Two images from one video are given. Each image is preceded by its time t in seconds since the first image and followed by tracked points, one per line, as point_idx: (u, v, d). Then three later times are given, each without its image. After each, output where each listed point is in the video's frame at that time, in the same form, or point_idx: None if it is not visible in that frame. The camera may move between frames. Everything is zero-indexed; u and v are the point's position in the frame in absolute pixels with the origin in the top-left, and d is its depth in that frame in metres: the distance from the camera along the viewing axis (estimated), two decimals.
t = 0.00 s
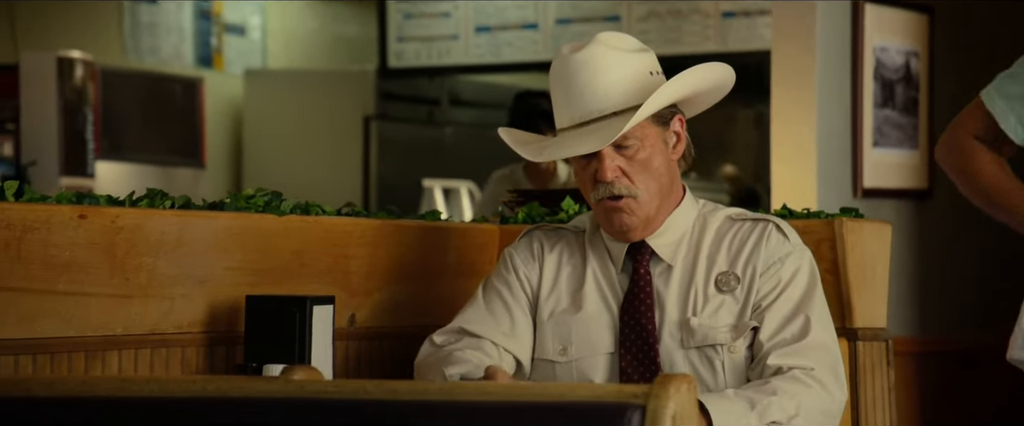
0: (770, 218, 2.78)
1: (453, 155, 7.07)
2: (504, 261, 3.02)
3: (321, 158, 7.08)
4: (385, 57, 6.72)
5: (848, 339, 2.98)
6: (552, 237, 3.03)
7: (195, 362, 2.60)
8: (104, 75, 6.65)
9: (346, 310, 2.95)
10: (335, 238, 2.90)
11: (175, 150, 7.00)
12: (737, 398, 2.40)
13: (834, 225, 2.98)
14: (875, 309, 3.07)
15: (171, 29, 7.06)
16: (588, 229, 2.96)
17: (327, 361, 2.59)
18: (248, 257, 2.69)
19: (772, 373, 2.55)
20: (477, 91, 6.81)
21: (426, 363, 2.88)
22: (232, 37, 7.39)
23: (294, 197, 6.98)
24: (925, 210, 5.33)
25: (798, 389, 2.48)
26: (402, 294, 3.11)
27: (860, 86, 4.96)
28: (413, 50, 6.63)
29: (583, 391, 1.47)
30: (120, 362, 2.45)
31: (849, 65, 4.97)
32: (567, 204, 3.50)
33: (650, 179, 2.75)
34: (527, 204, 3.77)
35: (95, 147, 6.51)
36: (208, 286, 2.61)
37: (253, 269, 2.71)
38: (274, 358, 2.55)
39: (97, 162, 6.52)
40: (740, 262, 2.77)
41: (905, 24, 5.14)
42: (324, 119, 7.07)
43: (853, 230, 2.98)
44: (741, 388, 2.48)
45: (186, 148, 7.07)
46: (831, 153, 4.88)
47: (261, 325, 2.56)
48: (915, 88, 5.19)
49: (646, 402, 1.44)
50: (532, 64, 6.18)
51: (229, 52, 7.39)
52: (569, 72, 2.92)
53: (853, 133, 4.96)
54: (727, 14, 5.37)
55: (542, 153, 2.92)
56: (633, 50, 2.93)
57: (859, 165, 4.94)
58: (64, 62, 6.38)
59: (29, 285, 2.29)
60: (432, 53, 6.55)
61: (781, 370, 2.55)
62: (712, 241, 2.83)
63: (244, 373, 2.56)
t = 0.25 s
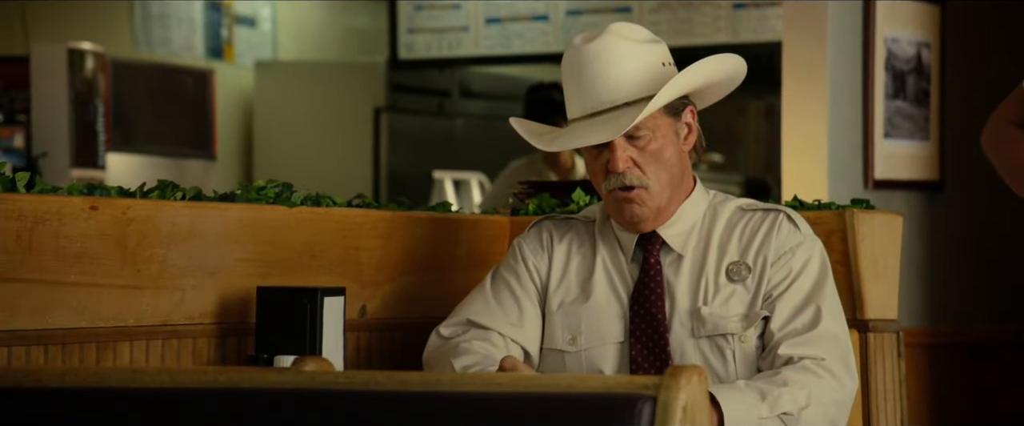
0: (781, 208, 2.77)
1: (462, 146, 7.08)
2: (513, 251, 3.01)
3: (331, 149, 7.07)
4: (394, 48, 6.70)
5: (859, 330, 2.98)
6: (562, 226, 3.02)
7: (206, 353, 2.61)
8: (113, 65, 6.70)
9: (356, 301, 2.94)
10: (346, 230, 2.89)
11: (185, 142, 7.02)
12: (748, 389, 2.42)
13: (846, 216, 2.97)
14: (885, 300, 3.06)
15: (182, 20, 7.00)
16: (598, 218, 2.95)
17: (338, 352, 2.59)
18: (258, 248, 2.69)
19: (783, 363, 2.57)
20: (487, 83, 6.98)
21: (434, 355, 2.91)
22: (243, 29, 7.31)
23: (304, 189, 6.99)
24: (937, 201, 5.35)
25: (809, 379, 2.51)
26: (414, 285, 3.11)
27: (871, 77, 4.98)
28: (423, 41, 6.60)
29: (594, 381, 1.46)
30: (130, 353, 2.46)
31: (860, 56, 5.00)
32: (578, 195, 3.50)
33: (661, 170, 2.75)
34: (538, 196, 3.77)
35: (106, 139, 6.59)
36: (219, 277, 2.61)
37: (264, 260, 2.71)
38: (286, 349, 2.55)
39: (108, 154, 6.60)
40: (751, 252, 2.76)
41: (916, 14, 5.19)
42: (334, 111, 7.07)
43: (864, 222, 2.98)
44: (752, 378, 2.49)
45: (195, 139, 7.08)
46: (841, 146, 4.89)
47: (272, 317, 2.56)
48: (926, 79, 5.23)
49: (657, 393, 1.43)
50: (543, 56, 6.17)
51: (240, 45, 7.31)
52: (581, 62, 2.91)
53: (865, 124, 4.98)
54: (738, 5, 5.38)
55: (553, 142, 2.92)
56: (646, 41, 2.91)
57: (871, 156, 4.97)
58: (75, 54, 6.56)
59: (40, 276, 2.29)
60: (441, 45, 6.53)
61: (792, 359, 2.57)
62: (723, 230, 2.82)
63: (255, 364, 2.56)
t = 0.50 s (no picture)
0: (789, 200, 2.76)
1: (473, 139, 7.11)
2: (523, 246, 3.02)
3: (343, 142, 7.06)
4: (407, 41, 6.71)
5: (871, 324, 2.97)
6: (572, 221, 3.02)
7: (218, 347, 2.61)
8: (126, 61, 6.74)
9: (368, 296, 2.95)
10: (359, 224, 2.90)
11: (197, 135, 7.03)
12: (760, 382, 2.42)
13: (857, 210, 2.97)
14: (897, 293, 3.05)
15: (193, 14, 6.98)
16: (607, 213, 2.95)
17: (350, 346, 2.59)
18: (271, 243, 2.69)
19: (792, 355, 2.57)
20: (499, 77, 6.93)
21: (444, 347, 2.89)
22: (255, 22, 7.25)
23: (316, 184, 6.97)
24: (949, 195, 5.36)
25: (820, 372, 2.51)
26: (426, 278, 3.11)
27: (884, 70, 5.01)
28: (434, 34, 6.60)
29: (605, 377, 1.44)
30: (143, 346, 2.46)
31: (873, 50, 5.04)
32: (589, 189, 3.50)
33: (668, 159, 2.74)
34: (549, 190, 3.77)
35: (117, 132, 6.58)
36: (231, 270, 2.62)
37: (276, 253, 2.71)
38: (298, 342, 2.55)
39: (119, 148, 6.59)
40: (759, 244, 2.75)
41: (929, 7, 5.20)
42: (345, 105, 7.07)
43: (876, 215, 2.97)
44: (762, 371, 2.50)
45: (207, 133, 7.08)
46: (848, 141, 4.93)
47: (284, 311, 2.56)
48: (938, 72, 5.23)
49: (669, 387, 1.41)
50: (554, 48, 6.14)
51: (253, 39, 7.28)
52: (589, 52, 2.92)
53: (876, 118, 5.02)
54: None
55: (563, 132, 2.92)
56: (653, 31, 2.91)
57: (882, 150, 5.02)
58: (87, 48, 6.55)
59: (51, 270, 2.29)
60: (453, 38, 6.51)
61: (802, 350, 2.57)
62: (732, 223, 2.81)
63: (266, 358, 2.56)
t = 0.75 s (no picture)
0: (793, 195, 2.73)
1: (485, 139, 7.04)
2: (532, 243, 3.02)
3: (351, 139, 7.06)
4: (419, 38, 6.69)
5: (881, 320, 2.96)
6: (581, 218, 3.02)
7: (228, 343, 2.62)
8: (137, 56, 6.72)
9: (378, 293, 2.95)
10: (370, 222, 2.90)
11: (208, 132, 7.02)
12: (748, 362, 2.38)
13: (869, 206, 2.95)
14: (908, 289, 3.04)
15: (204, 11, 7.07)
16: (616, 210, 2.94)
17: (360, 343, 2.59)
18: (282, 239, 2.69)
19: (786, 344, 2.52)
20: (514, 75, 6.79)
21: (452, 344, 2.89)
22: (264, 19, 7.36)
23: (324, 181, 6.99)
24: (960, 190, 5.35)
25: (812, 358, 2.45)
26: (439, 274, 3.12)
27: (895, 67, 5.02)
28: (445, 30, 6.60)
29: (616, 373, 1.44)
30: (154, 342, 2.47)
31: (884, 46, 5.05)
32: (599, 186, 3.49)
33: (675, 156, 2.74)
34: (559, 186, 3.76)
35: (129, 129, 6.54)
36: (241, 267, 2.62)
37: (287, 250, 2.72)
38: (310, 338, 2.55)
39: (131, 144, 6.55)
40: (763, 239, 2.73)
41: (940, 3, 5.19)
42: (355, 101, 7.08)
43: (887, 211, 2.95)
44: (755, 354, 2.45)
45: (218, 130, 7.08)
46: (859, 138, 4.92)
47: (296, 308, 2.57)
48: (950, 68, 5.23)
49: (680, 383, 1.41)
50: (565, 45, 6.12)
51: (262, 36, 7.37)
52: (594, 50, 2.92)
53: (888, 115, 5.03)
54: None
55: (569, 129, 2.92)
56: (658, 29, 2.91)
57: (893, 145, 5.01)
58: (98, 45, 6.63)
59: (64, 267, 2.29)
60: (464, 35, 6.50)
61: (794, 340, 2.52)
62: (737, 218, 2.79)
63: (277, 354, 2.56)
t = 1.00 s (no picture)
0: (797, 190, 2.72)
1: (495, 136, 7.11)
2: (540, 242, 3.02)
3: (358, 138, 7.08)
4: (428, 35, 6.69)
5: (891, 318, 2.95)
6: (588, 217, 3.01)
7: (239, 341, 2.62)
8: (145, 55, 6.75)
9: (388, 290, 2.94)
10: (380, 220, 2.90)
11: (217, 130, 7.03)
12: (748, 366, 2.37)
13: (878, 204, 2.94)
14: (917, 287, 3.03)
15: (213, 9, 7.08)
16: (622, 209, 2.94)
17: (370, 340, 2.58)
18: (292, 237, 2.70)
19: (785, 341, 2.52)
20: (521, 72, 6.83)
21: (460, 343, 2.89)
22: (275, 18, 7.37)
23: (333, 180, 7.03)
24: (969, 188, 5.35)
25: (810, 354, 2.45)
26: (448, 273, 3.12)
27: (904, 64, 5.01)
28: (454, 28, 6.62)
29: (626, 370, 1.43)
30: (165, 339, 2.47)
31: (894, 43, 5.04)
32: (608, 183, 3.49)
33: (677, 152, 2.74)
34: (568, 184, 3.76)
35: (138, 128, 6.57)
36: (251, 264, 2.62)
37: (296, 248, 2.72)
38: (320, 336, 2.55)
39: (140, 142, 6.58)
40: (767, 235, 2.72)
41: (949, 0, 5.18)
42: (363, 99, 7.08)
43: (896, 209, 2.94)
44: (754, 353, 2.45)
45: (227, 129, 7.09)
46: (870, 135, 4.92)
47: (306, 305, 2.57)
48: (960, 66, 5.23)
49: (690, 381, 1.41)
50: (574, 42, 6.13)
51: (272, 34, 7.35)
52: (595, 49, 2.92)
53: (898, 112, 5.01)
54: None
55: (571, 127, 2.91)
56: (659, 28, 2.91)
57: (904, 142, 5.00)
58: (106, 43, 6.62)
59: (73, 265, 2.29)
60: (474, 33, 6.51)
61: (795, 336, 2.52)
62: (742, 215, 2.78)
63: (287, 352, 2.56)
